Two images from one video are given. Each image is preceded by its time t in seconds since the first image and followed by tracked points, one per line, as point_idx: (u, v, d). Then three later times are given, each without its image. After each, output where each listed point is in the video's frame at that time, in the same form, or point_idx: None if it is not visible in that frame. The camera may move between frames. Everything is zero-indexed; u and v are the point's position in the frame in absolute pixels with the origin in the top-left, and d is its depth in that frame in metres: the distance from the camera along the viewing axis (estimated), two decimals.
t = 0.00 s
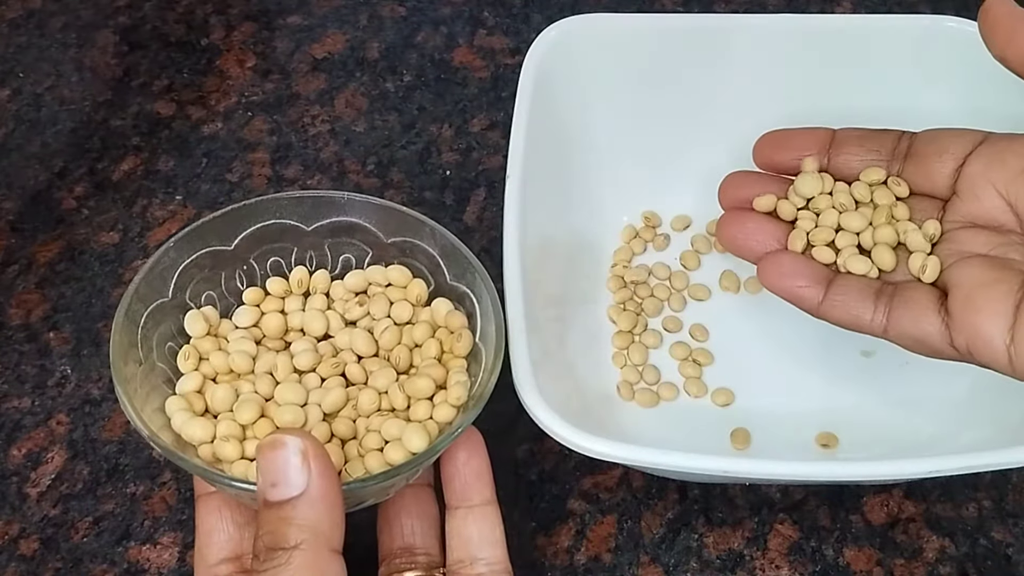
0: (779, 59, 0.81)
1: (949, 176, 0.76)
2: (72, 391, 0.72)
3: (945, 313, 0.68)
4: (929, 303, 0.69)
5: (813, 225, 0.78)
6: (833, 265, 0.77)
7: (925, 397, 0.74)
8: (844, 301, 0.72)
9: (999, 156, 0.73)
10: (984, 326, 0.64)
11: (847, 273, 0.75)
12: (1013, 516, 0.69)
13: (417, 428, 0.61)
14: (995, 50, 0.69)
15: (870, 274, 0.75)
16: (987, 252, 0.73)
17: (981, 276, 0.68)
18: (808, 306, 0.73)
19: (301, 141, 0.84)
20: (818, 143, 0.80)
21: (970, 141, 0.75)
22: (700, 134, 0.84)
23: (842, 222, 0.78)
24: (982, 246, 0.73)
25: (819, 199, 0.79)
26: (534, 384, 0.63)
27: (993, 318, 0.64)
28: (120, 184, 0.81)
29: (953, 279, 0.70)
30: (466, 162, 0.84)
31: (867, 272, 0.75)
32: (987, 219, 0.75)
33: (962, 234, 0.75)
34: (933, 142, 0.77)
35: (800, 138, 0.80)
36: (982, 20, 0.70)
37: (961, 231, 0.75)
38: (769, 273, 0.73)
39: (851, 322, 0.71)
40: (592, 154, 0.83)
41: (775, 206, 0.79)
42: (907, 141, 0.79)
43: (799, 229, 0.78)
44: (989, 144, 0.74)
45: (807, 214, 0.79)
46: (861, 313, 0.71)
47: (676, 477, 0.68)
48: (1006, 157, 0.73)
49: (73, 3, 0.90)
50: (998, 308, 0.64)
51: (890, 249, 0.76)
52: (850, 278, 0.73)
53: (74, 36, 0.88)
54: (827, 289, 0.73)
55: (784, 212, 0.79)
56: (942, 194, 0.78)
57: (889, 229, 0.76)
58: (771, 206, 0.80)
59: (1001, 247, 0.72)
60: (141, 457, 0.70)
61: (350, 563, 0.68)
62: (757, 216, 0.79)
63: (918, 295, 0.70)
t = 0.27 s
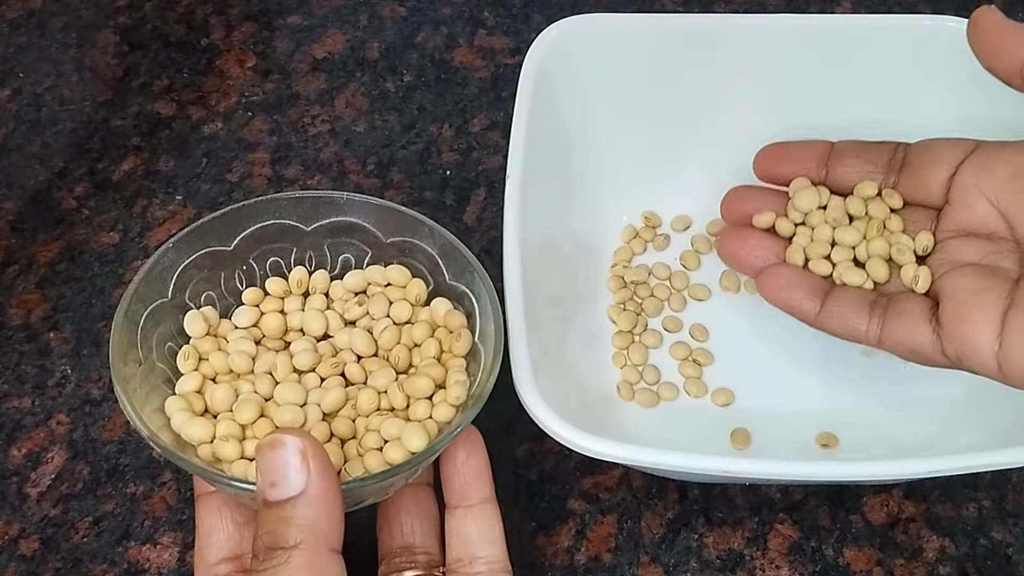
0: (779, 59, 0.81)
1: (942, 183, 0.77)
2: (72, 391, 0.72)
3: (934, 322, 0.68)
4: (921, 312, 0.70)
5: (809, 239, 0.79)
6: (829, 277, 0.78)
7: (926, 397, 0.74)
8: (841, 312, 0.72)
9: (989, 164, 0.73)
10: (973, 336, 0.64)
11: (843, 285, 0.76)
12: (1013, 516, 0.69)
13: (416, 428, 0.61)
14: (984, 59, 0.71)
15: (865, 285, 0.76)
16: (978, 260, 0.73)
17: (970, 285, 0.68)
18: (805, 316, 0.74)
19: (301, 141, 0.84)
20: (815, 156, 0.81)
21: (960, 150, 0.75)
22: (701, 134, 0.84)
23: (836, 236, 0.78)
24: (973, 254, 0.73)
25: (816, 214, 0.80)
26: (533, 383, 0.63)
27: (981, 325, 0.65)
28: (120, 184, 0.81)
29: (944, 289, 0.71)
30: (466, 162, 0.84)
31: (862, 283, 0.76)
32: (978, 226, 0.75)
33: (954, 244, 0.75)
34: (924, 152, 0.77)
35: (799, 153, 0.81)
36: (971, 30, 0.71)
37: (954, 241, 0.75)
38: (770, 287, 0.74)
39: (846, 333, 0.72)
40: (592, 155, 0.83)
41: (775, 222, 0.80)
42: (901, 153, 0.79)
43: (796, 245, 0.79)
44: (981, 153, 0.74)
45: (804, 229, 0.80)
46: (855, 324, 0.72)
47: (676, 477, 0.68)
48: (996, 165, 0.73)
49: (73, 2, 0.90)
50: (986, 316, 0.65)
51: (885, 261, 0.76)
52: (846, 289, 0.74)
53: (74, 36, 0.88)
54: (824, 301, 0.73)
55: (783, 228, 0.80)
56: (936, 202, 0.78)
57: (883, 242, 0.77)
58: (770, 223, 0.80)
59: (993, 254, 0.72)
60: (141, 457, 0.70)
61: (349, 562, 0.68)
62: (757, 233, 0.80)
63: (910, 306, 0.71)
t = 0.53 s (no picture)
0: (778, 61, 0.81)
1: (928, 198, 0.77)
2: (72, 391, 0.72)
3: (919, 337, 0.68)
4: (907, 328, 0.70)
5: (798, 259, 0.79)
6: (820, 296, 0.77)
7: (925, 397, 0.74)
8: (832, 329, 0.72)
9: (973, 178, 0.74)
10: (955, 349, 0.65)
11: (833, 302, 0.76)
12: (1013, 516, 0.69)
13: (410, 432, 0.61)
14: (967, 76, 0.72)
15: (854, 302, 0.75)
16: (962, 274, 0.73)
17: (955, 299, 0.69)
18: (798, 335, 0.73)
19: (301, 141, 0.84)
20: (808, 175, 0.81)
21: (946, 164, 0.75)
22: (701, 135, 0.84)
23: (826, 255, 0.78)
24: (959, 267, 0.73)
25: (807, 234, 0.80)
26: (533, 383, 0.63)
27: (964, 337, 0.65)
28: (120, 184, 0.81)
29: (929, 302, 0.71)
30: (466, 162, 0.84)
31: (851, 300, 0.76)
32: (964, 241, 0.75)
33: (941, 258, 0.75)
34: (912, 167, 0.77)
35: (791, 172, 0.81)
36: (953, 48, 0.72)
37: (940, 255, 0.75)
38: (767, 304, 0.74)
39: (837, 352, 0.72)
40: (593, 155, 0.83)
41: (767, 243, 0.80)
42: (891, 169, 0.79)
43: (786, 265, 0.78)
44: (965, 167, 0.74)
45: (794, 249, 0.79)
46: (847, 342, 0.71)
47: (676, 477, 0.68)
48: (980, 180, 0.73)
49: (73, 2, 0.90)
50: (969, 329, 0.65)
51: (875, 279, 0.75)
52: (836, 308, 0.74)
53: (74, 36, 0.88)
54: (816, 319, 0.73)
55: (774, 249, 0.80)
56: (923, 217, 0.78)
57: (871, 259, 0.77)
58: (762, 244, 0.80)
59: (976, 268, 0.72)
60: (141, 457, 0.70)
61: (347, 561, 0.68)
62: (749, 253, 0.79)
63: (896, 322, 0.70)
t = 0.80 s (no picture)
0: (778, 61, 0.80)
1: (926, 207, 0.76)
2: (72, 391, 0.72)
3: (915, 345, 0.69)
4: (904, 336, 0.70)
5: (798, 273, 0.79)
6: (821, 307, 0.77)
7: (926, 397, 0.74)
8: (833, 340, 0.72)
9: (968, 187, 0.74)
10: (950, 357, 0.65)
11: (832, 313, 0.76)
12: (1013, 516, 0.69)
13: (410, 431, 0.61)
14: (962, 85, 0.72)
15: (853, 314, 0.76)
16: (958, 282, 0.73)
17: (949, 305, 0.69)
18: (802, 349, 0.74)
19: (301, 141, 0.84)
20: (809, 187, 0.81)
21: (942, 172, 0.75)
22: (701, 135, 0.84)
23: (826, 266, 0.78)
24: (954, 276, 0.73)
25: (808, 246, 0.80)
26: (533, 383, 0.63)
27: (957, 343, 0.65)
28: (121, 184, 0.81)
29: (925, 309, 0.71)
30: (467, 162, 0.84)
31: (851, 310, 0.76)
32: (960, 249, 0.74)
33: (937, 267, 0.75)
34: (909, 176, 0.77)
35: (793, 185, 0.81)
36: (949, 58, 0.73)
37: (937, 264, 0.75)
38: (771, 317, 0.75)
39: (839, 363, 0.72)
40: (593, 154, 0.83)
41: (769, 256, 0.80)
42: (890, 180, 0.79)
43: (786, 278, 0.79)
44: (960, 176, 0.74)
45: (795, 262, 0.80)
46: (847, 353, 0.71)
47: (676, 477, 0.68)
48: (975, 188, 0.73)
49: (73, 2, 0.90)
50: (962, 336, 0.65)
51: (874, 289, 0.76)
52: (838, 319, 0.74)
53: (75, 37, 0.88)
54: (817, 331, 0.74)
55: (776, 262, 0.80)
56: (920, 226, 0.78)
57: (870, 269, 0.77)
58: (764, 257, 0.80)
59: (971, 276, 0.72)
60: (142, 457, 0.70)
61: (348, 561, 0.68)
62: (756, 268, 0.80)
63: (895, 331, 0.70)
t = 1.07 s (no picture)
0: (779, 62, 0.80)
1: (924, 213, 0.76)
2: (72, 391, 0.72)
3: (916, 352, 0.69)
4: (905, 343, 0.70)
5: (798, 281, 0.78)
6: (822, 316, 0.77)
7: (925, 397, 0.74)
8: (835, 349, 0.72)
9: (965, 193, 0.73)
10: (949, 364, 0.65)
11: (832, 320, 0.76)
12: (1013, 516, 0.69)
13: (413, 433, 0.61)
14: (958, 90, 0.72)
15: (853, 322, 0.75)
16: (956, 289, 0.73)
17: (948, 313, 0.69)
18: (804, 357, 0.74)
19: (301, 141, 0.84)
20: (809, 196, 0.81)
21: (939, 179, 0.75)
22: (700, 135, 0.84)
23: (826, 274, 0.78)
24: (953, 282, 0.73)
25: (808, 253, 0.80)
26: (534, 383, 0.63)
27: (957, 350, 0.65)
28: (121, 184, 0.81)
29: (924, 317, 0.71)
30: (466, 162, 0.84)
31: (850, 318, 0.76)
32: (957, 254, 0.74)
33: (935, 273, 0.75)
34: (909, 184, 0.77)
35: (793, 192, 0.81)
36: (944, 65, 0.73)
37: (935, 270, 0.75)
38: (774, 325, 0.75)
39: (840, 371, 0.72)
40: (593, 154, 0.83)
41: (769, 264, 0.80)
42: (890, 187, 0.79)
43: (786, 287, 0.78)
44: (958, 182, 0.74)
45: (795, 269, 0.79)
46: (847, 360, 0.71)
47: (676, 477, 0.68)
48: (972, 194, 0.73)
49: (73, 3, 0.90)
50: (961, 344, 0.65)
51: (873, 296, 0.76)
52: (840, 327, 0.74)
53: (75, 37, 0.88)
54: (819, 339, 0.74)
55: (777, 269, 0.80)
56: (919, 232, 0.77)
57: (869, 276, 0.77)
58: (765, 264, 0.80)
59: (968, 281, 0.72)
60: (141, 457, 0.70)
61: (349, 563, 0.68)
62: (757, 276, 0.80)
63: (895, 338, 0.70)
